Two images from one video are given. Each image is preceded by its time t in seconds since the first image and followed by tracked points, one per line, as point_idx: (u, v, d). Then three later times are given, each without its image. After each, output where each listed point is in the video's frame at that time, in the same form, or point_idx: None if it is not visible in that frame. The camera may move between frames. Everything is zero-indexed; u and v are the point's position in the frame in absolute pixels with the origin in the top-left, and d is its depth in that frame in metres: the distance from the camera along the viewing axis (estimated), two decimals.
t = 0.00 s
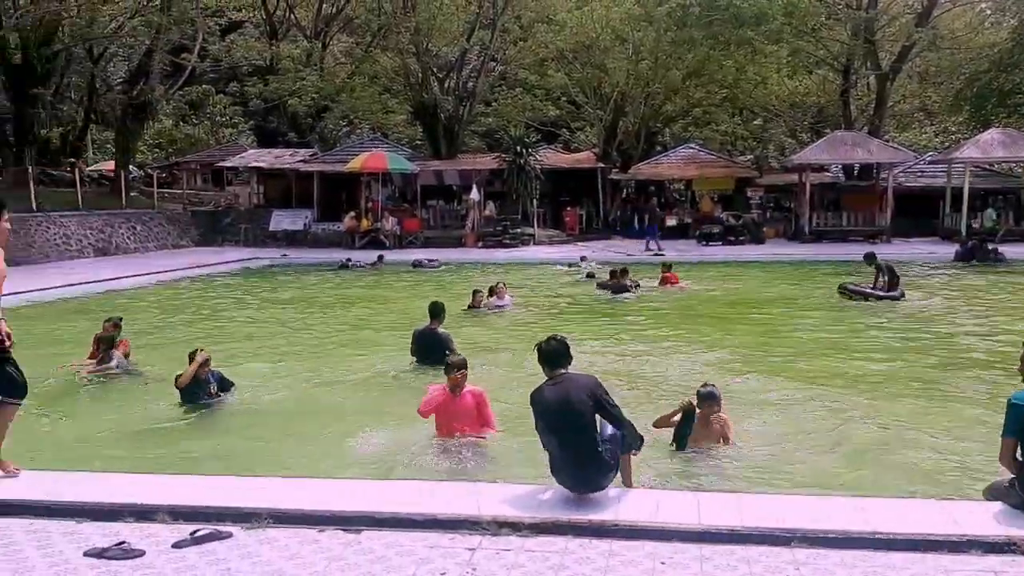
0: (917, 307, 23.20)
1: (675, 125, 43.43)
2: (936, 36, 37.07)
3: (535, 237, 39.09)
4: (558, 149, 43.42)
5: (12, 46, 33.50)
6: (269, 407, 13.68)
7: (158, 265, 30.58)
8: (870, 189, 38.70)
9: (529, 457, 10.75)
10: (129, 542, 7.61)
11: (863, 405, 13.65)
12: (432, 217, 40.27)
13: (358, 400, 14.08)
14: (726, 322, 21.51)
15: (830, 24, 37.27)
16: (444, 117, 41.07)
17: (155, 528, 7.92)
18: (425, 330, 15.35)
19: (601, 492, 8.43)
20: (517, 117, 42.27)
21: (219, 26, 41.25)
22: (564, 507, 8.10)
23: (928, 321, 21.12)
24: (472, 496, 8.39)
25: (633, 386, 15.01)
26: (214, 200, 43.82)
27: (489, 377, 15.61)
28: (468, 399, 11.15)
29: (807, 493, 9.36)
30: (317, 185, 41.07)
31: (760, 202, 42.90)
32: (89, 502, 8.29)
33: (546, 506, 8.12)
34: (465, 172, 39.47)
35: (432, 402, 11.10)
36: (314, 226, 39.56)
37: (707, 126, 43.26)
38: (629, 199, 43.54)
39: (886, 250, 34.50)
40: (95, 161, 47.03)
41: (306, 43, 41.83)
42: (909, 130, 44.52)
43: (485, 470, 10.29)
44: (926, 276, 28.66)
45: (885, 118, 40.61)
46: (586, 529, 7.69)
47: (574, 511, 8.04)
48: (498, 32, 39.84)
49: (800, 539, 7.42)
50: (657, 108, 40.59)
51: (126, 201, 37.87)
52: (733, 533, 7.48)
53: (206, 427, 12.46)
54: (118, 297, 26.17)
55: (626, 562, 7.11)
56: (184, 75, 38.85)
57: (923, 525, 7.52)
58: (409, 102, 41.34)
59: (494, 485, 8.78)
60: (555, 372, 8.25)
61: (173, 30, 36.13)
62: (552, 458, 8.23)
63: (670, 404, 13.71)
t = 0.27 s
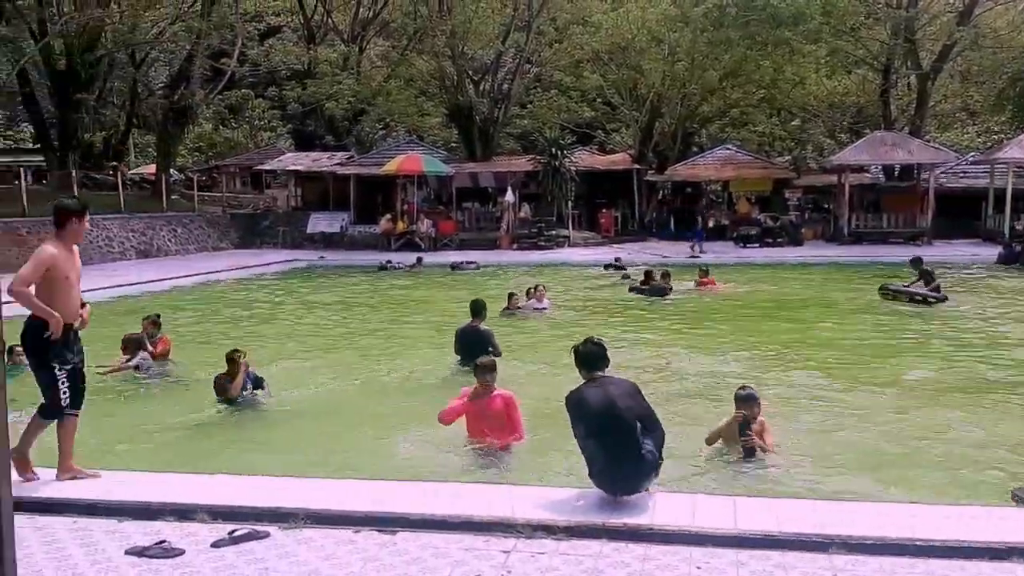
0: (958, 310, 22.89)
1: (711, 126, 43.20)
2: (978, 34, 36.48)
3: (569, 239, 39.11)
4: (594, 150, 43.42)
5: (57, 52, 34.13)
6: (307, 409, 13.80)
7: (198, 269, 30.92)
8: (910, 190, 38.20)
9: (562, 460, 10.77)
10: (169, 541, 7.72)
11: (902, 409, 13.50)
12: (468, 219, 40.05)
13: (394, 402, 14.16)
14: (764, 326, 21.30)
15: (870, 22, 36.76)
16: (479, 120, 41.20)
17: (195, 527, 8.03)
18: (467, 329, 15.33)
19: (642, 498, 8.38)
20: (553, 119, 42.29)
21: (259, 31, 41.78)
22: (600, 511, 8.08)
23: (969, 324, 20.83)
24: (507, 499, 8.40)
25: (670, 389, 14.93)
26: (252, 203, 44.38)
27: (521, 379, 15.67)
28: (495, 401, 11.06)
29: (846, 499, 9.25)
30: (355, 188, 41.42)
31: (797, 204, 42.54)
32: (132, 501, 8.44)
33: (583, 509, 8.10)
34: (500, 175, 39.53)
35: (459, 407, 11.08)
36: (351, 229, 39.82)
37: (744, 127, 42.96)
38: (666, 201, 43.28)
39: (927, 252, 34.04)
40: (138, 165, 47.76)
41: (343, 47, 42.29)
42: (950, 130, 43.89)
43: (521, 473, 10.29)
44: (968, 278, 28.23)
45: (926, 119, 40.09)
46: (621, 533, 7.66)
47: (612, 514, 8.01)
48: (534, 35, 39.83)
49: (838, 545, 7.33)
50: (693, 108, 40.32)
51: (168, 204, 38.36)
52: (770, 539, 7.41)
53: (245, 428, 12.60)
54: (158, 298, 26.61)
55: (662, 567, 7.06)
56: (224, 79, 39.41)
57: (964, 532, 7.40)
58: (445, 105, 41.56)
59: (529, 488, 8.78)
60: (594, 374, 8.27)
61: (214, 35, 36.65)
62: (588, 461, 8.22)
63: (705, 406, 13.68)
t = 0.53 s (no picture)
0: (985, 313, 22.68)
1: (736, 127, 42.95)
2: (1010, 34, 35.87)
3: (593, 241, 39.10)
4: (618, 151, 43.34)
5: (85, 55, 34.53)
6: (332, 409, 13.86)
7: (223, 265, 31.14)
8: (938, 191, 37.84)
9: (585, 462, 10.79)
10: (195, 539, 7.80)
11: (928, 411, 13.41)
12: (491, 221, 40.34)
13: (419, 403, 14.19)
14: (790, 328, 21.16)
15: (899, 22, 36.26)
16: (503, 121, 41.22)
17: (221, 526, 8.11)
18: (499, 328, 15.35)
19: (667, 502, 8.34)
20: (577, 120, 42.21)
21: (284, 33, 42.00)
22: (624, 513, 8.06)
23: (997, 327, 20.63)
24: (531, 502, 8.40)
25: (695, 391, 14.85)
26: (277, 204, 44.68)
27: (544, 380, 15.69)
28: (514, 404, 11.11)
29: (873, 502, 9.16)
30: (379, 189, 41.63)
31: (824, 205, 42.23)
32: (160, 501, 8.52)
33: (607, 511, 8.09)
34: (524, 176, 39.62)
35: (475, 404, 11.19)
36: (375, 230, 40.01)
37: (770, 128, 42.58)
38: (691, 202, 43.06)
39: (955, 253, 33.70)
40: (165, 166, 48.22)
41: (368, 49, 42.42)
42: (979, 131, 43.39)
43: (545, 474, 10.28)
44: (997, 281, 27.93)
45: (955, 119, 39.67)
46: (644, 535, 7.64)
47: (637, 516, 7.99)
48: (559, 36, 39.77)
49: (863, 549, 7.28)
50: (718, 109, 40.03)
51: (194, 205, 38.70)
52: (795, 542, 7.37)
53: (271, 428, 12.68)
54: (185, 299, 26.89)
55: (685, 569, 7.04)
56: (250, 81, 39.68)
57: (991, 537, 7.33)
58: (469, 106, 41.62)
59: (553, 490, 8.78)
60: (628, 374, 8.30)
61: (240, 37, 36.94)
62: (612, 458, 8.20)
63: (729, 408, 13.65)
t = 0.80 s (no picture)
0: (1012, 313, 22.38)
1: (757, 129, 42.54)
2: None
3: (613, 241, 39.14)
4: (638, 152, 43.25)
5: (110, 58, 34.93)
6: (353, 410, 13.85)
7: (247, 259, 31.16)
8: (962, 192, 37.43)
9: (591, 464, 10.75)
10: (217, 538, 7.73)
11: (941, 410, 13.29)
12: (510, 221, 40.36)
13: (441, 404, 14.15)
14: (809, 329, 21.00)
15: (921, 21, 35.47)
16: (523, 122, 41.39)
17: (243, 525, 8.04)
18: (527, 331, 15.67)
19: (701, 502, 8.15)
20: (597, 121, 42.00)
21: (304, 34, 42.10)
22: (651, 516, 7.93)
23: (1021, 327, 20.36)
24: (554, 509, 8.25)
25: (720, 392, 14.71)
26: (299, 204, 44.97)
27: (556, 380, 15.68)
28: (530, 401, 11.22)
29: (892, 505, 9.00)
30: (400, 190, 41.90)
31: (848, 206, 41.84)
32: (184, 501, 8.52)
33: (633, 515, 7.95)
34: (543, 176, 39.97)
35: (494, 397, 11.38)
36: (395, 231, 40.30)
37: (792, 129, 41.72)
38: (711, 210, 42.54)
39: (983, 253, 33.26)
40: (188, 168, 48.62)
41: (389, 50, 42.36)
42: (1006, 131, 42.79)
43: (565, 473, 10.18)
44: None
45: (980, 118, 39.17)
46: (668, 539, 7.48)
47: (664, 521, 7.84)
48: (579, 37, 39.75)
49: (891, 554, 7.08)
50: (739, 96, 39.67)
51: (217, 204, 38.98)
52: (817, 546, 7.20)
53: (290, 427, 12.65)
54: (208, 298, 27.14)
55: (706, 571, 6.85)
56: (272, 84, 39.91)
57: (1011, 542, 7.21)
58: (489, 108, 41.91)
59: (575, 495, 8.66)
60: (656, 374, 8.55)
61: (260, 37, 37.42)
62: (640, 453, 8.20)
63: (741, 408, 13.56)
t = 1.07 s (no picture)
0: None
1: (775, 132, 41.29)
2: None
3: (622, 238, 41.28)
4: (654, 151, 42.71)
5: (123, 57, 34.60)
6: (370, 402, 13.77)
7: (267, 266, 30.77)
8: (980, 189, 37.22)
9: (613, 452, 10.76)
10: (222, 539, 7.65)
11: (963, 409, 13.23)
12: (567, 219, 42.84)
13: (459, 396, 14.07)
14: (827, 330, 20.93)
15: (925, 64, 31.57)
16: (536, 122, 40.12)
17: (247, 526, 7.95)
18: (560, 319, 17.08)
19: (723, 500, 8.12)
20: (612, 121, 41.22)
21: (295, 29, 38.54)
22: (673, 520, 7.78)
23: None
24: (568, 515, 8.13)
25: (739, 392, 14.55)
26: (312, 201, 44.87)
27: (574, 375, 15.69)
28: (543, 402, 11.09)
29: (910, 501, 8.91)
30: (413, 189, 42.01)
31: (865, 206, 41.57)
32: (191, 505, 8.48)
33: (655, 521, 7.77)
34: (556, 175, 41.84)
35: (515, 385, 11.09)
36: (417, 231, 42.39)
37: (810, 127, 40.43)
38: (746, 239, 41.97)
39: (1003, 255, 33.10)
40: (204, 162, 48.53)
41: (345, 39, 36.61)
42: None
43: (584, 460, 10.07)
44: None
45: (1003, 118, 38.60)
46: (684, 543, 7.31)
47: (684, 525, 7.69)
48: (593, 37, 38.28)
49: (917, 563, 6.84)
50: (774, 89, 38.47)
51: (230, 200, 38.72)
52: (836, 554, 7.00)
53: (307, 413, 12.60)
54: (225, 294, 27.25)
55: (722, 573, 6.63)
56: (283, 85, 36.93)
57: None
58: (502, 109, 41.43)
59: (592, 499, 8.57)
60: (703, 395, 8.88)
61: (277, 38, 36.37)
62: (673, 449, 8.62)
63: (761, 405, 13.51)
